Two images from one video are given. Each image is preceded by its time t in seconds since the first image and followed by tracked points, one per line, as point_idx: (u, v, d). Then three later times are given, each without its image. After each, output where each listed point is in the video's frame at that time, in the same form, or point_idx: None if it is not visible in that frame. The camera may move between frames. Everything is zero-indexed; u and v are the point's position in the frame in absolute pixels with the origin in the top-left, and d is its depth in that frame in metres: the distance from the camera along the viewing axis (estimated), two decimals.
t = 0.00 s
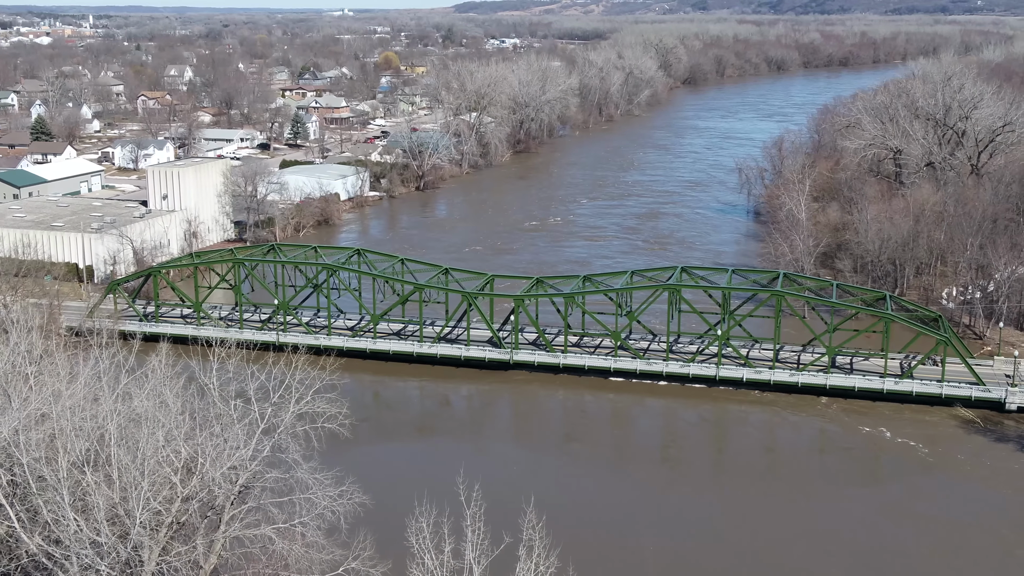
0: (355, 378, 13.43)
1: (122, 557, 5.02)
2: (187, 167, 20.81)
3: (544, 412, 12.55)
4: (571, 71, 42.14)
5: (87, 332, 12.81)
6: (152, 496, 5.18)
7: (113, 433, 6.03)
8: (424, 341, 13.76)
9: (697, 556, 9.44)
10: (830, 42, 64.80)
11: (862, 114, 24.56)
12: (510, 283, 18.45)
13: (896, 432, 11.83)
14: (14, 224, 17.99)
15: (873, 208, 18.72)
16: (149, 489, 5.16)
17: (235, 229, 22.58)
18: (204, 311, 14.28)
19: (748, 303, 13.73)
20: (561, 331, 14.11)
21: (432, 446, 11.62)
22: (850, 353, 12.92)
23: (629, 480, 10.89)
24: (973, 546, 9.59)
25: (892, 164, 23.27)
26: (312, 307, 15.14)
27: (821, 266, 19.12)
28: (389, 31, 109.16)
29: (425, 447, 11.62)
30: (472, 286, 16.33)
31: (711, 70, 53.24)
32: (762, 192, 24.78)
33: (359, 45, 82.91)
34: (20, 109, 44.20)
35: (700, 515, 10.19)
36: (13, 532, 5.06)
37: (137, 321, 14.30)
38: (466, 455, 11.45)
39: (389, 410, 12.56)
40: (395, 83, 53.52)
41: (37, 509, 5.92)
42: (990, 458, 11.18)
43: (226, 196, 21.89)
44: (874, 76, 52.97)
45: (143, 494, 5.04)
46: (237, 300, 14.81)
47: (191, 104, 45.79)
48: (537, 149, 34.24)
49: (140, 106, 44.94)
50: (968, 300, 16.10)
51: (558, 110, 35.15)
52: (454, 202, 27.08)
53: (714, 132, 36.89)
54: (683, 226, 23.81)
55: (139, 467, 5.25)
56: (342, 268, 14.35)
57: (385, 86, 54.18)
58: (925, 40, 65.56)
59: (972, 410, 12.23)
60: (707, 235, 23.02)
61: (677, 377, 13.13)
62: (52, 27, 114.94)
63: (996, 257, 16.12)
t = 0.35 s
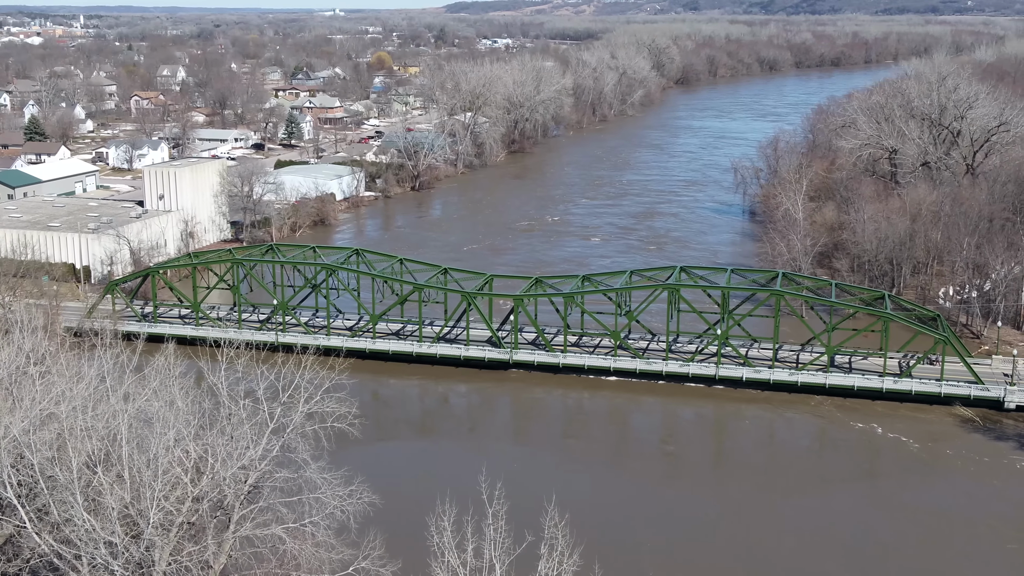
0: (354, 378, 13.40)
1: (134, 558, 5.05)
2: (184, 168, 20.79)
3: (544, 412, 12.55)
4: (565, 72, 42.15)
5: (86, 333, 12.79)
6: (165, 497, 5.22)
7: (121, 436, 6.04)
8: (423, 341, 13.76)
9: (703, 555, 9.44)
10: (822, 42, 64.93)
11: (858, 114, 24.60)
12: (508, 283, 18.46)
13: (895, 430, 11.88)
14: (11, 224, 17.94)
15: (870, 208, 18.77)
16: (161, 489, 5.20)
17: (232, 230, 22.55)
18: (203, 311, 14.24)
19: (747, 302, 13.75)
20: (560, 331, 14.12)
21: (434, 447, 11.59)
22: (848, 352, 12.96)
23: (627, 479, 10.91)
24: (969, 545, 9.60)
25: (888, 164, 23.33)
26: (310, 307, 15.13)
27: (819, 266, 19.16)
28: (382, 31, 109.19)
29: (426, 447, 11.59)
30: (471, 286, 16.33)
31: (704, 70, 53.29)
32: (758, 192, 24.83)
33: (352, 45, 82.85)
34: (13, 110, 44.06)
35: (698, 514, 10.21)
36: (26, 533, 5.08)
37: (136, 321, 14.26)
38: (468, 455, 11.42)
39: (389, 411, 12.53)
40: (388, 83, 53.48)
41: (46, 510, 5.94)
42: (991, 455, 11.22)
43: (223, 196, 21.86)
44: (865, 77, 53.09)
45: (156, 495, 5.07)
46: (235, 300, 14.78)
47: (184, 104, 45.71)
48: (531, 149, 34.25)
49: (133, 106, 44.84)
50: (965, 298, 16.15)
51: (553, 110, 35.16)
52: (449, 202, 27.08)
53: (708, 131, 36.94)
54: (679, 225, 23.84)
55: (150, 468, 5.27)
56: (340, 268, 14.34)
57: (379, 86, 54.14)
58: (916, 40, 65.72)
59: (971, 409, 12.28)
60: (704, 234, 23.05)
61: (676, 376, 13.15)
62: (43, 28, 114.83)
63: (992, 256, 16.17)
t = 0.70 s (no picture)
0: (353, 378, 13.39)
1: (147, 558, 5.08)
2: (180, 168, 20.74)
3: (543, 411, 12.56)
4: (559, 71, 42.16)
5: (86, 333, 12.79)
6: (178, 496, 5.24)
7: (129, 437, 6.07)
8: (422, 341, 13.76)
9: (708, 553, 9.46)
10: (814, 42, 65.08)
11: (854, 113, 24.65)
12: (505, 283, 18.46)
13: (894, 429, 11.93)
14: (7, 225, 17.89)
15: (867, 207, 18.80)
16: (173, 488, 5.21)
17: (229, 230, 22.52)
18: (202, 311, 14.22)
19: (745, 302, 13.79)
20: (559, 331, 14.14)
21: (434, 447, 11.58)
22: (847, 351, 13.00)
23: (626, 478, 10.92)
24: (966, 544, 9.62)
25: (884, 164, 23.39)
26: (309, 307, 15.12)
27: (817, 265, 19.19)
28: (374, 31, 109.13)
29: (427, 447, 11.58)
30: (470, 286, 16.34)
31: (696, 70, 53.35)
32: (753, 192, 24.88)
33: (344, 45, 82.75)
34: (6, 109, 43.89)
35: (697, 513, 10.22)
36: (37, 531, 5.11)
37: (135, 321, 14.23)
38: (469, 455, 11.42)
39: (389, 411, 12.52)
40: (382, 83, 53.43)
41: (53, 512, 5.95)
42: (990, 453, 11.28)
43: (219, 196, 21.82)
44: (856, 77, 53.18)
45: (168, 494, 5.09)
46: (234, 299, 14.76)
47: (177, 104, 45.59)
48: (526, 149, 34.26)
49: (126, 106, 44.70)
50: (962, 297, 16.20)
51: (547, 110, 35.17)
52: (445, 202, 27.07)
53: (703, 131, 36.99)
54: (676, 224, 23.86)
55: (162, 467, 5.31)
56: (339, 268, 14.34)
57: (372, 86, 54.08)
58: (907, 41, 65.89)
59: (970, 408, 12.33)
60: (700, 233, 23.08)
61: (676, 375, 13.17)
62: (34, 29, 114.43)
63: (989, 256, 16.23)
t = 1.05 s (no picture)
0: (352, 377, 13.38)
1: (160, 559, 5.09)
2: (177, 168, 20.69)
3: (543, 411, 12.57)
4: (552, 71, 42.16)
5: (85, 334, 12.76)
6: (191, 498, 5.25)
7: (140, 438, 6.07)
8: (422, 340, 13.74)
9: (712, 551, 9.48)
10: (805, 43, 65.24)
11: (849, 113, 24.69)
12: (502, 282, 18.45)
13: (894, 426, 11.97)
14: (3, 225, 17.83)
15: (865, 206, 18.82)
16: (186, 489, 5.22)
17: (225, 229, 22.47)
18: (201, 311, 14.19)
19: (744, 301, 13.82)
20: (558, 330, 14.14)
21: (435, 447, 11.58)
22: (846, 350, 13.04)
23: (625, 477, 10.93)
24: (965, 541, 9.64)
25: (879, 164, 23.43)
26: (307, 307, 15.11)
27: (814, 264, 19.21)
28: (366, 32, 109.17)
29: (427, 446, 11.58)
30: (469, 286, 16.34)
31: (689, 70, 53.41)
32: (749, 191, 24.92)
33: (336, 45, 82.67)
34: None
35: (697, 511, 10.23)
36: (50, 530, 5.12)
37: (134, 321, 14.17)
38: (470, 454, 11.42)
39: (389, 410, 12.50)
40: (376, 83, 53.38)
41: (56, 514, 5.91)
42: (990, 451, 11.33)
43: (215, 196, 21.76)
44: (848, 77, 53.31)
45: (181, 494, 5.10)
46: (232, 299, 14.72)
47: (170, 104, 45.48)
48: (520, 149, 34.27)
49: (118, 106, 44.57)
50: (959, 296, 16.25)
51: (542, 109, 35.17)
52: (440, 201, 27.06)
53: (696, 131, 37.03)
54: (672, 224, 23.87)
55: (176, 468, 5.32)
56: (338, 268, 14.33)
57: (366, 87, 54.00)
58: (898, 41, 66.03)
59: (969, 407, 12.36)
60: (696, 232, 23.11)
61: (675, 375, 13.18)
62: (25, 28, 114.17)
63: (986, 255, 16.27)
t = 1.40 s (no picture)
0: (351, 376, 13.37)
1: (174, 558, 5.14)
2: (174, 168, 20.65)
3: (542, 410, 12.58)
4: (546, 71, 42.14)
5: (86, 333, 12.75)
6: (204, 497, 5.29)
7: (150, 439, 6.10)
8: (421, 340, 13.74)
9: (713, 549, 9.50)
10: (798, 43, 65.32)
11: (844, 112, 24.72)
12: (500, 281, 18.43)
13: (893, 425, 12.01)
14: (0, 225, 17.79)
15: (862, 206, 18.87)
16: (198, 489, 5.27)
17: (221, 230, 22.43)
18: (200, 311, 14.17)
19: (743, 300, 13.83)
20: (558, 330, 14.14)
21: (435, 446, 11.57)
22: (845, 349, 13.08)
23: (625, 475, 10.94)
24: (964, 539, 9.67)
25: (875, 163, 23.46)
26: (306, 306, 15.10)
27: (812, 263, 19.24)
28: (358, 31, 109.03)
29: (427, 446, 11.58)
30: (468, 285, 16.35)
31: (682, 70, 53.43)
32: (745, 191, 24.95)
33: (328, 45, 82.53)
34: None
35: (696, 509, 10.25)
36: (62, 530, 5.15)
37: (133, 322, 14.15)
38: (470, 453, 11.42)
39: (388, 410, 12.49)
40: (370, 84, 53.31)
41: (64, 516, 5.92)
42: (989, 448, 11.37)
43: (212, 196, 21.73)
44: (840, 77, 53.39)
45: (194, 494, 5.14)
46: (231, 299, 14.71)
47: (164, 104, 45.34)
48: (515, 149, 34.25)
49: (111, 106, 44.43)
50: (956, 295, 16.30)
51: (536, 109, 35.15)
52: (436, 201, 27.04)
53: (690, 131, 37.06)
54: (669, 223, 23.88)
55: (188, 468, 5.37)
56: (337, 268, 14.32)
57: (359, 87, 53.93)
58: (890, 41, 66.14)
59: (968, 405, 12.40)
60: (692, 232, 23.13)
61: (675, 374, 13.20)
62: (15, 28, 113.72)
63: (983, 254, 16.32)
